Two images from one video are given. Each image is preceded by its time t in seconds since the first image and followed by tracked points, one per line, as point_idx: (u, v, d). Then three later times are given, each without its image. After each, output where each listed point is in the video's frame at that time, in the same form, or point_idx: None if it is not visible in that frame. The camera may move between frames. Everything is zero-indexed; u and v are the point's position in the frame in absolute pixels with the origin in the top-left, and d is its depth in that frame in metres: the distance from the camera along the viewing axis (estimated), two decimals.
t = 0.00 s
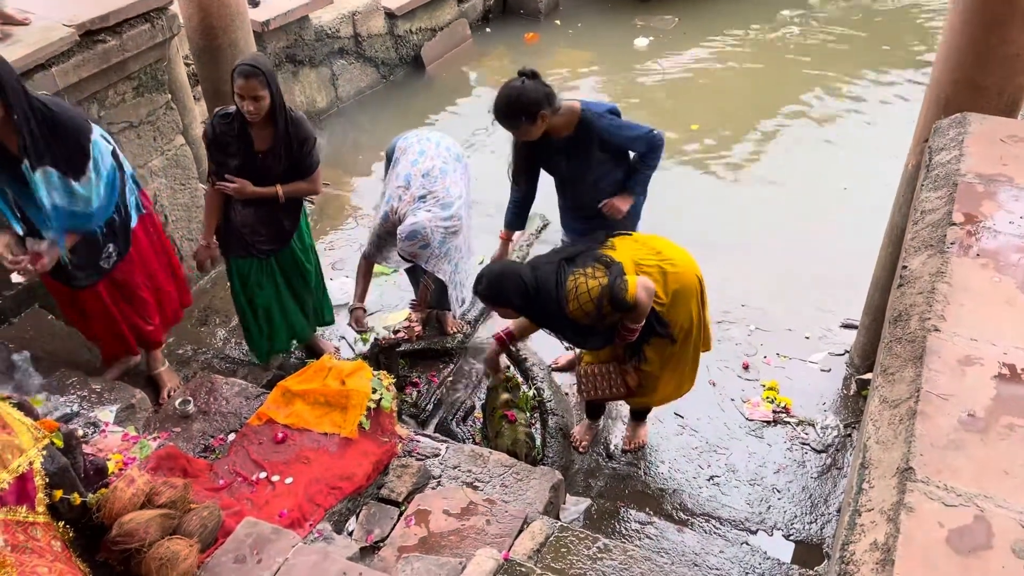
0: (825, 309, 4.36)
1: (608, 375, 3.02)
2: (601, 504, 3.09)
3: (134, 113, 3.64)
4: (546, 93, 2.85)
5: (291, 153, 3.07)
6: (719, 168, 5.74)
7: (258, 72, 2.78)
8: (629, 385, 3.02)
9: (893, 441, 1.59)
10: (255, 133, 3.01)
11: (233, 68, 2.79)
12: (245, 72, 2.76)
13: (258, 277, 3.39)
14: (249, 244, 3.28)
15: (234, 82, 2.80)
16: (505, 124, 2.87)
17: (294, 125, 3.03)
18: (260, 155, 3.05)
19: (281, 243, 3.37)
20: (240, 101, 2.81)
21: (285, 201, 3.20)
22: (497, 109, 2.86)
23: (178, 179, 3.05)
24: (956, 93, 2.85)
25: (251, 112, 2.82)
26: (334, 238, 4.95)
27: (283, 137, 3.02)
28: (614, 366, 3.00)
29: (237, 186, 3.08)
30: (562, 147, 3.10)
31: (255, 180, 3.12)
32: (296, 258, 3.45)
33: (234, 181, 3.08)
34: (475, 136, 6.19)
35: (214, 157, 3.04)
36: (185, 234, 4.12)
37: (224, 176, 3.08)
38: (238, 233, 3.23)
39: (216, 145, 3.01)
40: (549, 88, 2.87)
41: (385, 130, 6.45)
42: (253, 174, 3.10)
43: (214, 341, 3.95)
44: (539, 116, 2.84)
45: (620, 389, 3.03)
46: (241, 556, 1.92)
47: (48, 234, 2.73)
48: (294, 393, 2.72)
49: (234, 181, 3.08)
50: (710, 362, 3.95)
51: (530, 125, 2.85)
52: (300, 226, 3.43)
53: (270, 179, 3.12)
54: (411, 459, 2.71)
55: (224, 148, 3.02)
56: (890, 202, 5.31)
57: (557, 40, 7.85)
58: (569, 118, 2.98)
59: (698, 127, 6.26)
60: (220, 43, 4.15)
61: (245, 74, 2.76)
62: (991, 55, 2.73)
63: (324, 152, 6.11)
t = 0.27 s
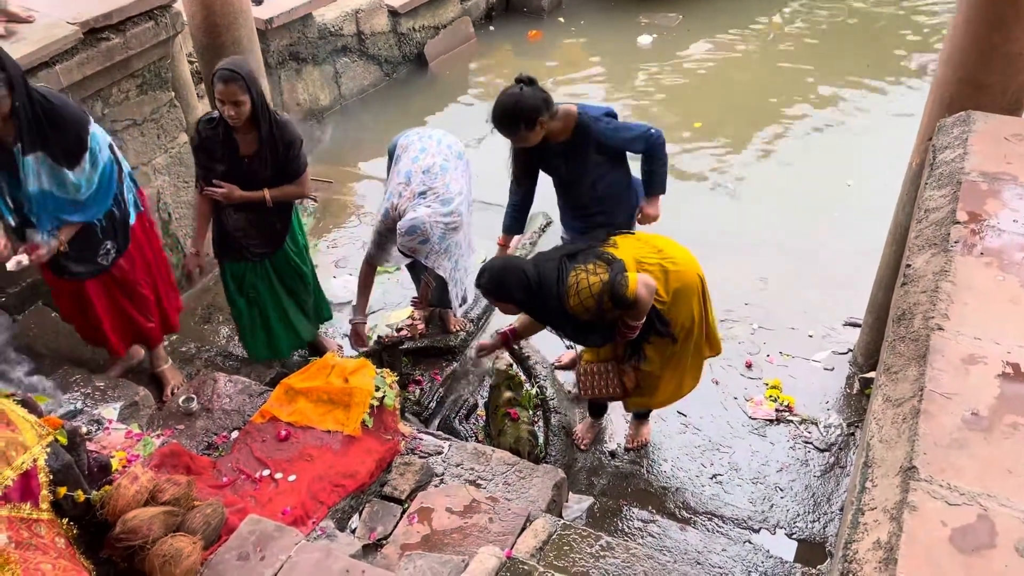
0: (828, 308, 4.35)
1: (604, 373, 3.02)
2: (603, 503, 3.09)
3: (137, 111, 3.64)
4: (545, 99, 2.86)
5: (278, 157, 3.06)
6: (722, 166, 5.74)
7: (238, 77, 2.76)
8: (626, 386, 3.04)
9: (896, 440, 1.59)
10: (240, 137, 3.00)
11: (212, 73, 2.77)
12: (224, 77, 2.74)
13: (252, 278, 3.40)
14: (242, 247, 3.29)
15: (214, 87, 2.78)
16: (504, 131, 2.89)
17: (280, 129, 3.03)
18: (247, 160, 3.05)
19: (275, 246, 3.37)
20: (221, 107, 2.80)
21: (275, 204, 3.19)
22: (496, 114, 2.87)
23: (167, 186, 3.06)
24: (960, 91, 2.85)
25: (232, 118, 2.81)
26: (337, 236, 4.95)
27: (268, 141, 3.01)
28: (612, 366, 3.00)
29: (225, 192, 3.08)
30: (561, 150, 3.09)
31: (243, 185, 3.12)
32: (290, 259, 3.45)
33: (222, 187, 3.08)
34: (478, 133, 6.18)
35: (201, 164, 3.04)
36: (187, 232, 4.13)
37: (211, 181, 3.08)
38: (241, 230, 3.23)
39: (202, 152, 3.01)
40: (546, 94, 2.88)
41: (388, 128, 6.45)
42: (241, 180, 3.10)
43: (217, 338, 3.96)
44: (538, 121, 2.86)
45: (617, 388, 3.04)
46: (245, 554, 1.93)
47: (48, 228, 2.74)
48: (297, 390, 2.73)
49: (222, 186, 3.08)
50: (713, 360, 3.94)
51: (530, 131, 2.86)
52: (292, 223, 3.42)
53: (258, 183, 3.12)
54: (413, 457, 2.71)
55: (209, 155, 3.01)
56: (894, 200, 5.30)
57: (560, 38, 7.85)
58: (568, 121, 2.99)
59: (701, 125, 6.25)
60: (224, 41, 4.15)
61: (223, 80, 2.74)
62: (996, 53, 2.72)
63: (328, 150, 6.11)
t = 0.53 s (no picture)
0: (830, 306, 4.35)
1: (602, 379, 2.99)
2: (605, 500, 3.08)
3: (140, 109, 3.65)
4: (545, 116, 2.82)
5: (270, 158, 3.06)
6: (725, 165, 5.73)
7: (222, 82, 2.73)
8: (626, 387, 3.00)
9: (899, 438, 1.59)
10: (229, 140, 2.99)
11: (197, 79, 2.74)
12: (208, 83, 2.71)
13: (251, 278, 3.41)
14: (239, 248, 3.28)
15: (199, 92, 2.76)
16: (502, 146, 2.86)
17: (270, 129, 3.02)
18: (238, 162, 3.04)
19: (272, 246, 3.37)
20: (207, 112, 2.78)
21: (270, 204, 3.20)
22: (494, 130, 2.83)
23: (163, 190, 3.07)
24: (964, 89, 2.84)
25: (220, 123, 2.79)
26: (339, 234, 4.95)
27: (258, 143, 3.00)
28: (608, 370, 2.97)
29: (219, 196, 3.08)
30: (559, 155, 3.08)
31: (235, 188, 3.12)
32: (288, 258, 3.45)
33: (214, 191, 3.09)
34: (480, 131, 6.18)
35: (190, 169, 3.04)
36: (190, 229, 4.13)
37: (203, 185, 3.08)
38: (243, 228, 3.23)
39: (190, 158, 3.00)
40: (545, 108, 2.84)
41: (390, 125, 6.45)
42: (233, 183, 3.10)
43: (220, 336, 3.96)
44: (537, 137, 2.83)
45: (615, 393, 3.01)
46: (247, 552, 1.93)
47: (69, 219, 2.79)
48: (300, 388, 2.74)
49: (215, 190, 3.08)
50: (715, 359, 3.94)
51: (528, 147, 2.83)
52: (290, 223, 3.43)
53: (250, 185, 3.12)
54: (416, 455, 2.71)
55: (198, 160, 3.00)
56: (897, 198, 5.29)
57: (563, 36, 7.85)
58: (567, 135, 2.95)
59: (704, 123, 6.25)
60: (226, 39, 4.15)
61: (207, 87, 2.72)
62: (999, 50, 2.71)
63: (330, 147, 6.11)
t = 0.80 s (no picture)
0: (832, 304, 4.34)
1: (603, 391, 2.99)
2: (607, 498, 3.07)
3: (142, 107, 3.65)
4: (542, 142, 2.81)
5: (267, 157, 3.07)
6: (727, 162, 5.73)
7: (221, 84, 2.72)
8: (624, 401, 2.98)
9: (901, 437, 1.59)
10: (225, 141, 2.98)
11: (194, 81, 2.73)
12: (207, 86, 2.71)
13: (251, 278, 3.41)
14: (239, 247, 3.29)
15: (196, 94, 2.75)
16: (501, 174, 2.83)
17: (267, 129, 3.03)
18: (236, 164, 3.03)
19: (271, 244, 3.37)
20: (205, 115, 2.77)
21: (267, 203, 3.20)
22: (493, 159, 2.81)
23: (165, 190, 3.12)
24: (966, 87, 2.83)
25: (218, 125, 2.79)
26: (340, 232, 4.95)
27: (256, 143, 3.01)
28: (607, 381, 2.97)
29: (218, 197, 3.08)
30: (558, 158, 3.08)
31: (232, 188, 3.12)
32: (287, 256, 3.46)
33: (212, 193, 3.08)
34: (481, 129, 6.18)
35: (188, 172, 3.03)
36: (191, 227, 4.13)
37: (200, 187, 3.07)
38: (244, 226, 3.23)
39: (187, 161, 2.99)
40: (544, 133, 2.83)
41: (392, 123, 6.44)
42: (230, 184, 3.10)
43: (221, 334, 3.97)
44: (535, 164, 2.80)
45: (615, 404, 2.99)
46: (249, 549, 1.93)
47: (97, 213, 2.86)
48: (301, 386, 2.74)
49: (213, 191, 3.08)
50: (716, 358, 3.94)
51: (527, 175, 2.80)
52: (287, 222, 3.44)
53: (248, 185, 3.12)
54: (417, 453, 2.71)
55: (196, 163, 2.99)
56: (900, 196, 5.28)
57: (565, 34, 7.84)
58: (564, 157, 2.94)
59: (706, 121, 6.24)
60: (228, 36, 4.15)
61: (206, 89, 2.71)
62: (1002, 49, 2.71)
63: (331, 145, 6.11)
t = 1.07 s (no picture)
0: (833, 302, 4.34)
1: (599, 400, 3.02)
2: (607, 496, 3.05)
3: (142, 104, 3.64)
4: (533, 168, 2.79)
5: (267, 155, 3.07)
6: (728, 160, 5.72)
7: (222, 83, 2.72)
8: (620, 410, 2.99)
9: (902, 435, 1.59)
10: (224, 139, 2.98)
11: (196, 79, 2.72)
12: (209, 85, 2.69)
13: (250, 276, 3.42)
14: (238, 245, 3.29)
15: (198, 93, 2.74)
16: (493, 200, 2.81)
17: (266, 127, 3.02)
18: (235, 162, 3.03)
19: (270, 241, 3.37)
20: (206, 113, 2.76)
21: (267, 201, 3.20)
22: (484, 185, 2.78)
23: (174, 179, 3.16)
24: (969, 85, 2.83)
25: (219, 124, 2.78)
26: (341, 230, 4.94)
27: (256, 142, 3.00)
28: (603, 390, 2.99)
29: (218, 195, 3.08)
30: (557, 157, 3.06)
31: (232, 187, 3.11)
32: (285, 255, 3.46)
33: (212, 191, 3.08)
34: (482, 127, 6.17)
35: (187, 170, 3.03)
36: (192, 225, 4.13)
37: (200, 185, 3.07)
38: (244, 224, 3.23)
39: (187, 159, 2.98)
40: (534, 158, 2.81)
41: (393, 121, 6.44)
42: (230, 182, 3.09)
43: (222, 331, 3.97)
44: (528, 190, 2.79)
45: (613, 414, 3.00)
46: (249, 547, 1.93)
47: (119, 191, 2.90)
48: (302, 383, 2.73)
49: (213, 189, 3.08)
50: (717, 356, 3.94)
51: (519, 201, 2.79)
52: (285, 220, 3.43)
53: (247, 183, 3.11)
54: (418, 451, 2.71)
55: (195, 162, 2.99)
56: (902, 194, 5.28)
57: (566, 31, 7.83)
58: (557, 177, 2.93)
59: (707, 119, 6.23)
60: (229, 34, 4.15)
61: (208, 88, 2.70)
62: (1005, 47, 2.70)
63: (332, 143, 6.10)
